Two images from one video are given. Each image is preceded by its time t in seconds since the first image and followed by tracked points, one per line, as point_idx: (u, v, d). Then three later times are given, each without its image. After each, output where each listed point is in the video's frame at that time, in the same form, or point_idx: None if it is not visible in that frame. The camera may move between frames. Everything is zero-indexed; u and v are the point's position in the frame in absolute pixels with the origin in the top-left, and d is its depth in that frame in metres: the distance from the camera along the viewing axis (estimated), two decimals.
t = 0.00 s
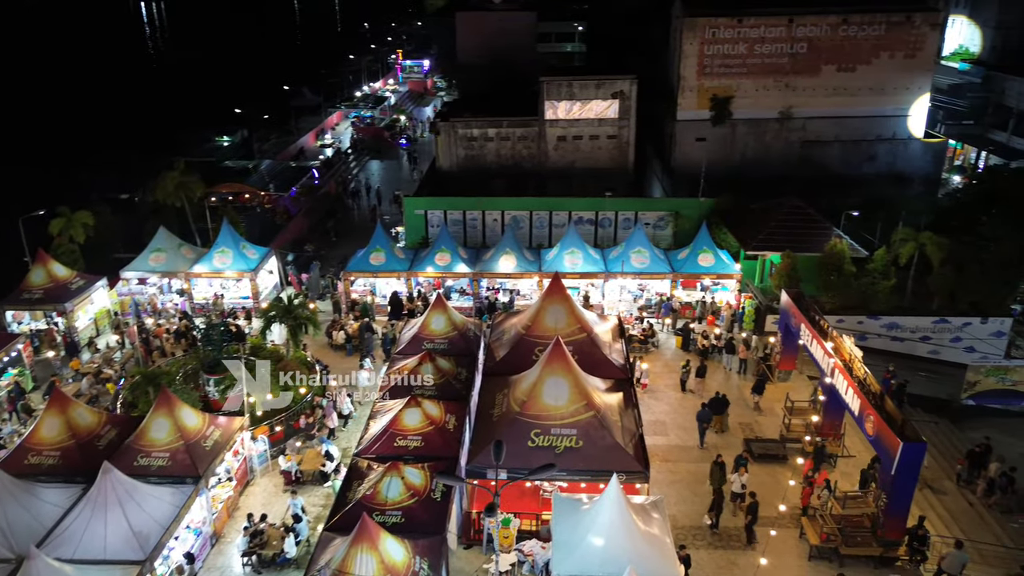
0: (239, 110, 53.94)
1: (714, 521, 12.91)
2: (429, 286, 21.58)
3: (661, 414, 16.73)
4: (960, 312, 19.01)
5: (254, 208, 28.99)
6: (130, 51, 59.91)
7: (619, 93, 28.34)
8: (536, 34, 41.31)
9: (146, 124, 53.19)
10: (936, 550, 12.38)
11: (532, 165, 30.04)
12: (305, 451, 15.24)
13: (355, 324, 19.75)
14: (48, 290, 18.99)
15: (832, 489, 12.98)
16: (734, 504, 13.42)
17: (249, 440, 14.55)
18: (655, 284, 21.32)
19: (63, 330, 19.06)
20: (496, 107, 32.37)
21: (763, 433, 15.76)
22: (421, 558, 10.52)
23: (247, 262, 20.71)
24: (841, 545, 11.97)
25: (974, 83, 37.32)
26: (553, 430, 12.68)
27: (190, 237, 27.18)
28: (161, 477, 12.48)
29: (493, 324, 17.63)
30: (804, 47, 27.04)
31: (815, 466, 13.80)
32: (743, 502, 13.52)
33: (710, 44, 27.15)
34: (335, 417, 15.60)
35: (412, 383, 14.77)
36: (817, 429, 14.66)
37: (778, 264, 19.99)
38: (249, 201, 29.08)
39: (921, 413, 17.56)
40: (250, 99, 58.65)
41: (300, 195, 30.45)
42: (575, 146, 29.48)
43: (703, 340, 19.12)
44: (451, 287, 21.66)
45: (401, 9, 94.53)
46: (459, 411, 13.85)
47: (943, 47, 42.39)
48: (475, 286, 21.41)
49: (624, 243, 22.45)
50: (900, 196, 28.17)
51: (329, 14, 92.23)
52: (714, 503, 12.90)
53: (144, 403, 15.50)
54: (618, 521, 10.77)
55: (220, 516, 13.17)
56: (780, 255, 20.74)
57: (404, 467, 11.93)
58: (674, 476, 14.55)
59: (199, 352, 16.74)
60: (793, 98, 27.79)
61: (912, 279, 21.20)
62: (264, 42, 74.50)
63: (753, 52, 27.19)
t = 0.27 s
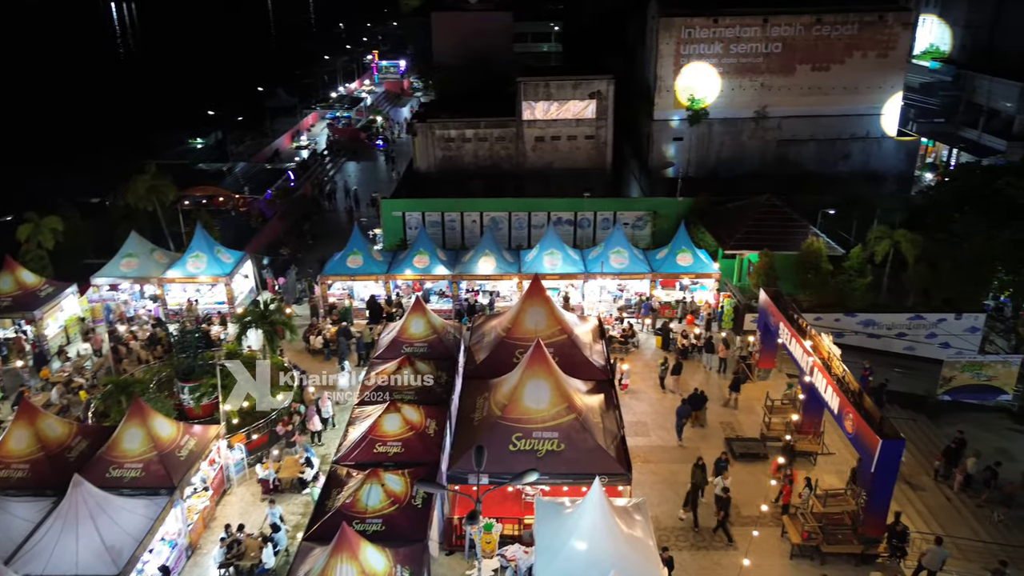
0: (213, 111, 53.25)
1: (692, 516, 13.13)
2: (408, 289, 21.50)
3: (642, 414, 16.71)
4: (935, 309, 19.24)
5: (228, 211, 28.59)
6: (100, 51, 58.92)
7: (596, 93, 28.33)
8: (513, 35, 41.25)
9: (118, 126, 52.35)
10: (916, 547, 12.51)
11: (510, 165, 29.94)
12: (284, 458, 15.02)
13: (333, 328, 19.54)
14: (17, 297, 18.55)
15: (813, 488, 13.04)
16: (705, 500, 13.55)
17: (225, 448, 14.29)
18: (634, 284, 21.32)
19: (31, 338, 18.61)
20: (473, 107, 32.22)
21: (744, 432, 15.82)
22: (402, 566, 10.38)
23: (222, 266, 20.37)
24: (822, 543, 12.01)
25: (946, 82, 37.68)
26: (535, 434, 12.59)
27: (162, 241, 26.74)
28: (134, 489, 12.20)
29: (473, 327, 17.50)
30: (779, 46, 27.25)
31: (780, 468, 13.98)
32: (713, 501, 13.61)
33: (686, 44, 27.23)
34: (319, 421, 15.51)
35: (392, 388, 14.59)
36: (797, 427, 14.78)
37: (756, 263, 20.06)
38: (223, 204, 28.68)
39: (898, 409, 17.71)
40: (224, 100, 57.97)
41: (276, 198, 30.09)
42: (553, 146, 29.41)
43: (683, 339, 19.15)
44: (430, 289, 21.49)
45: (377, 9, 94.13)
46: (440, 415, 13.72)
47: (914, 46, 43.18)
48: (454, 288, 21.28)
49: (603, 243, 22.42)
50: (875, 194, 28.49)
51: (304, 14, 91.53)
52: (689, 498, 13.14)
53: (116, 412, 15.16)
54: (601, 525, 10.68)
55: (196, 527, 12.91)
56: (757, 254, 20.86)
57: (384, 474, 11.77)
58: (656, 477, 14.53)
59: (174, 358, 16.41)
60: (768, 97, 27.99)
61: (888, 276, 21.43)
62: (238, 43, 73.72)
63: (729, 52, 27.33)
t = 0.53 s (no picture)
0: (184, 113, 52.48)
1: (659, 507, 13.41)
2: (384, 292, 21.20)
3: (623, 415, 16.67)
4: (909, 306, 19.44)
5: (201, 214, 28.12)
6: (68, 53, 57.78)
7: (573, 93, 28.31)
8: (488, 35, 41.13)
9: (87, 129, 51.38)
10: (896, 544, 12.58)
11: (487, 167, 29.81)
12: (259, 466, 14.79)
13: (309, 333, 19.27)
14: None
15: (793, 487, 13.08)
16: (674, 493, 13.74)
17: (199, 457, 14.00)
18: (613, 284, 21.29)
19: None
20: (449, 109, 32.05)
21: (724, 432, 15.85)
22: None
23: (195, 272, 20.00)
24: (803, 543, 12.04)
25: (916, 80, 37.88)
26: (515, 438, 12.47)
27: (133, 246, 26.23)
28: (105, 502, 11.89)
29: (451, 330, 17.33)
30: (753, 46, 27.45)
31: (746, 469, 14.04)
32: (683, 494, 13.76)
33: (661, 44, 27.30)
34: (302, 427, 15.46)
35: (369, 394, 14.38)
36: (776, 426, 14.87)
37: (733, 262, 20.13)
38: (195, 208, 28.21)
39: (875, 406, 17.80)
40: (196, 102, 57.17)
41: (249, 201, 29.67)
42: (530, 147, 29.31)
43: (662, 340, 19.16)
44: (408, 292, 21.26)
45: (351, 9, 93.48)
46: (419, 421, 13.54)
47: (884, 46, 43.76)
48: (432, 291, 21.09)
49: (580, 244, 22.37)
50: (849, 192, 28.75)
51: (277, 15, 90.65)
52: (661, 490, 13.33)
53: (85, 423, 14.78)
54: (583, 530, 10.60)
55: (170, 539, 12.64)
56: (734, 253, 20.96)
57: (363, 482, 11.59)
58: (637, 478, 14.49)
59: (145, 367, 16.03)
60: (742, 97, 28.18)
61: (863, 274, 21.65)
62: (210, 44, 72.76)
63: (704, 52, 27.47)
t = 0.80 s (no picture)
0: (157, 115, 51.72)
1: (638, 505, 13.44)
2: (364, 296, 20.97)
3: (605, 417, 16.62)
4: (887, 303, 19.59)
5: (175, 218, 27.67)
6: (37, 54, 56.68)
7: (551, 93, 28.25)
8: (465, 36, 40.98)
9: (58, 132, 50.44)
10: (877, 541, 12.68)
11: (466, 168, 29.67)
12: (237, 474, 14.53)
13: (287, 338, 19.02)
14: None
15: (775, 486, 13.10)
16: (650, 487, 13.83)
17: (175, 467, 13.73)
18: (594, 285, 21.24)
19: None
20: (427, 109, 31.85)
21: (706, 431, 15.86)
22: None
23: (169, 277, 19.63)
24: (785, 542, 12.06)
25: (890, 79, 38.24)
26: (498, 442, 12.36)
27: (105, 251, 25.72)
28: (77, 515, 11.58)
29: (431, 333, 17.17)
30: (730, 46, 27.56)
31: (723, 470, 14.01)
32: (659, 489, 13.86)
33: (639, 43, 27.31)
34: (287, 430, 15.39)
35: (349, 399, 14.18)
36: (758, 426, 14.92)
37: (713, 262, 20.20)
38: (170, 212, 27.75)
39: (855, 403, 17.89)
40: (170, 104, 56.37)
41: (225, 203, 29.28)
42: (509, 147, 29.21)
43: (643, 340, 19.15)
44: (387, 295, 21.07)
45: (327, 10, 92.88)
46: (400, 426, 13.37)
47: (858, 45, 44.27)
48: (412, 293, 20.92)
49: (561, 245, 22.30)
50: (826, 191, 28.99)
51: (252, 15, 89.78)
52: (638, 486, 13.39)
53: (57, 434, 14.43)
54: (567, 534, 10.51)
55: (145, 551, 12.36)
56: (714, 253, 21.01)
57: (343, 489, 11.41)
58: (620, 480, 14.44)
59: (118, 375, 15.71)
60: (720, 96, 28.29)
61: (841, 272, 21.82)
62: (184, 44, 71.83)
63: (681, 52, 27.53)
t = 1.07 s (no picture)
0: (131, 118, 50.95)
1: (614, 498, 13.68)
2: (343, 299, 20.71)
3: (588, 418, 16.56)
4: (864, 301, 19.74)
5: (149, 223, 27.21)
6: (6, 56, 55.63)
7: (530, 94, 28.18)
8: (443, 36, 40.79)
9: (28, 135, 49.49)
10: (859, 539, 12.76)
11: (445, 169, 29.51)
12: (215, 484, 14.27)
13: (265, 344, 18.75)
14: None
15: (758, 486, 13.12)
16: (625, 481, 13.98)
17: (150, 478, 13.44)
18: (575, 286, 21.18)
19: None
20: (405, 110, 31.66)
21: (688, 431, 15.87)
22: None
23: (143, 282, 19.25)
24: (769, 542, 12.07)
25: (864, 78, 38.64)
26: (480, 447, 12.22)
27: (77, 257, 25.21)
28: (49, 529, 11.26)
29: (412, 337, 17.00)
30: (707, 46, 27.67)
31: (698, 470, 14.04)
32: (638, 485, 13.99)
33: (617, 44, 27.31)
34: (269, 433, 15.19)
35: (329, 406, 13.97)
36: (740, 425, 14.94)
37: (693, 262, 20.22)
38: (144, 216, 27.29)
39: (835, 401, 18.01)
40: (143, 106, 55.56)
41: (201, 207, 28.86)
42: (488, 148, 29.10)
43: (624, 341, 19.13)
44: (367, 298, 20.88)
45: (304, 10, 92.23)
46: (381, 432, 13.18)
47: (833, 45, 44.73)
48: (392, 296, 20.74)
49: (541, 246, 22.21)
50: (803, 189, 29.24)
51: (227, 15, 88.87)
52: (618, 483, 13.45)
53: (28, 445, 14.07)
54: (551, 540, 10.41)
55: (120, 565, 12.06)
56: (694, 252, 21.05)
57: (323, 498, 11.23)
58: (604, 482, 14.39)
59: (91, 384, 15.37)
60: (698, 96, 28.38)
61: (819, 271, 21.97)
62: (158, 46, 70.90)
63: (659, 52, 27.59)
